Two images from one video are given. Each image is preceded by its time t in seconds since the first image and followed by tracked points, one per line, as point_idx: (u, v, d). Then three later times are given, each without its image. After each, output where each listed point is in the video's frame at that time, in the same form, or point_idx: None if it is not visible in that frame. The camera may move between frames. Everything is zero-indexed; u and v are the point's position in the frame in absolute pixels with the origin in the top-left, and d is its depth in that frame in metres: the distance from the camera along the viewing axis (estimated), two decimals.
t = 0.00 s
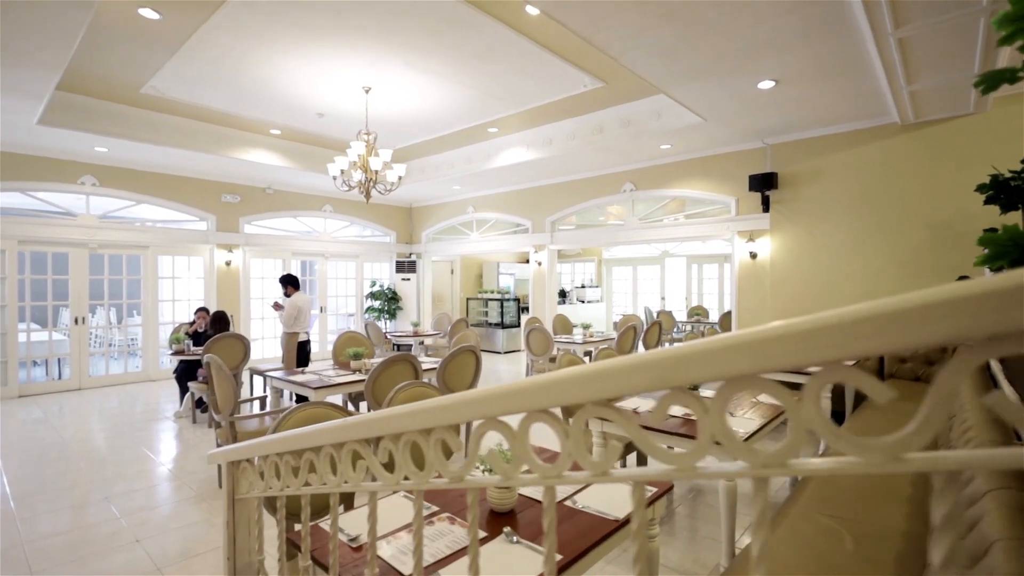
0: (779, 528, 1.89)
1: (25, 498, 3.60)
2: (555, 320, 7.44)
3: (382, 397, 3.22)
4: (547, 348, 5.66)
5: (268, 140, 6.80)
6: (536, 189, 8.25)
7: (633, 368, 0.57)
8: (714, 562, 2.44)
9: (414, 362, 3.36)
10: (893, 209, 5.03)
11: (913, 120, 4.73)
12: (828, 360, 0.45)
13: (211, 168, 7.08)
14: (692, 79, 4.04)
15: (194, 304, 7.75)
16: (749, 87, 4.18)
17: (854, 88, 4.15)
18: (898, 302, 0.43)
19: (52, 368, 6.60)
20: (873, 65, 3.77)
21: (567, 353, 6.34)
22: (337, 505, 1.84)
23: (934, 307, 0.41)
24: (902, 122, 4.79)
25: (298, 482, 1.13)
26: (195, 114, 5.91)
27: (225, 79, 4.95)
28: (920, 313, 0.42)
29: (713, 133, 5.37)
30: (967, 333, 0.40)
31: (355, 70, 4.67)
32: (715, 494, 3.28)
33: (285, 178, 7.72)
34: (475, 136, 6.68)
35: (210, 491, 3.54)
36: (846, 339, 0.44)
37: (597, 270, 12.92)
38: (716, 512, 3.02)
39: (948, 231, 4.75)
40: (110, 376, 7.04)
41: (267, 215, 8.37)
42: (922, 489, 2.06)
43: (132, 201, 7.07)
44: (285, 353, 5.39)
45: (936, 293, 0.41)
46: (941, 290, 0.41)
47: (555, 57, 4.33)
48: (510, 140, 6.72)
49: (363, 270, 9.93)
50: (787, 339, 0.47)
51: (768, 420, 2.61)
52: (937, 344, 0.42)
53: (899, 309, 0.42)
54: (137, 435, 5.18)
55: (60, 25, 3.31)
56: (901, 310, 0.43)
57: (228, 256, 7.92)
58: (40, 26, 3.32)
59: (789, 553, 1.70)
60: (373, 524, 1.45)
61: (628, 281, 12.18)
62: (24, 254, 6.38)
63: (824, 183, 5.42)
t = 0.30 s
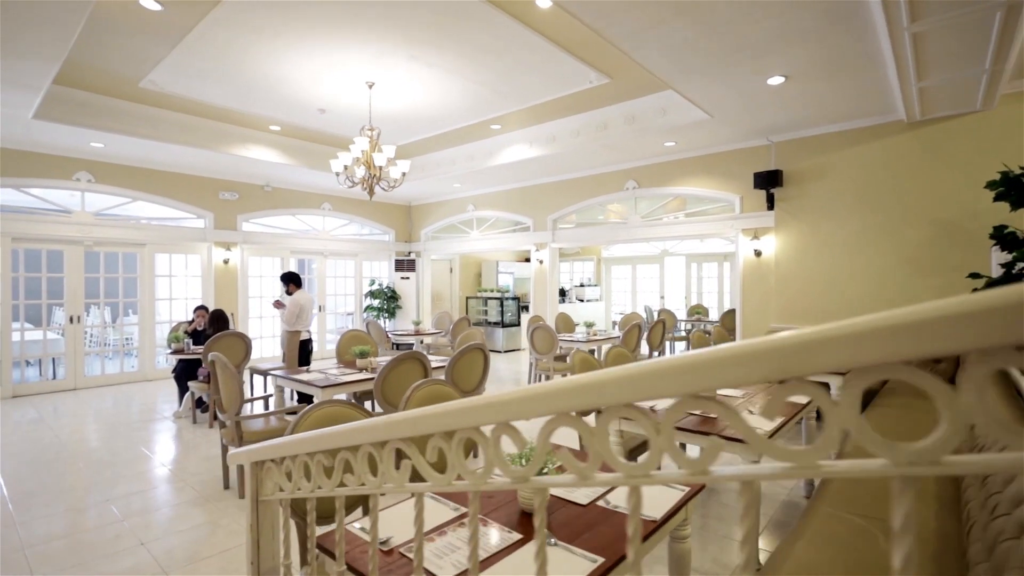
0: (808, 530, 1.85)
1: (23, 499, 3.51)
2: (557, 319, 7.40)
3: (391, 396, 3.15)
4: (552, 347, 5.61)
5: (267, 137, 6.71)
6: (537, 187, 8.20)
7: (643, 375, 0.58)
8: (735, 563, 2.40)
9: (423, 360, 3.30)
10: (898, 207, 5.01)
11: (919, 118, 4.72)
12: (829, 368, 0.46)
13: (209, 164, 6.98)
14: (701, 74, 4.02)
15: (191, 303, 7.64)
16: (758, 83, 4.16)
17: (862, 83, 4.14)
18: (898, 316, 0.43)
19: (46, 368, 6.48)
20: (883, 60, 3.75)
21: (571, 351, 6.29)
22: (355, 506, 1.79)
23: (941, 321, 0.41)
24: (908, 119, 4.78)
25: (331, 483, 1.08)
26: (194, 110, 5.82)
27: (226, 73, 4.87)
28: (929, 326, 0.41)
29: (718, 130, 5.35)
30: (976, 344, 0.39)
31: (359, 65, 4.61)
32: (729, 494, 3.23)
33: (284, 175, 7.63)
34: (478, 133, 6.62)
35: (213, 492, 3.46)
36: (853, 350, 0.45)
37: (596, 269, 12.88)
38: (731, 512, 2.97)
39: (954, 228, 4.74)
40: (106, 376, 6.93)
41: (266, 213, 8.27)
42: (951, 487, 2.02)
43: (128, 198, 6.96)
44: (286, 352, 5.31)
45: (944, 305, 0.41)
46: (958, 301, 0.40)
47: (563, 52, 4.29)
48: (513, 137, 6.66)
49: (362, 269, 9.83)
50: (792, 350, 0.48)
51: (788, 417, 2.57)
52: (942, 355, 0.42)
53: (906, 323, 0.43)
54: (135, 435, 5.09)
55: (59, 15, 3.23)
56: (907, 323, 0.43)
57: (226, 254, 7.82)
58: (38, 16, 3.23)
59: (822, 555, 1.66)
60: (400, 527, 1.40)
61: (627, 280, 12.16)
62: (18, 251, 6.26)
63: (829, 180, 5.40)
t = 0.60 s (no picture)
0: (841, 530, 1.82)
1: (23, 501, 3.43)
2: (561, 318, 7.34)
3: (402, 395, 3.09)
4: (558, 346, 5.56)
5: (268, 133, 6.63)
6: (539, 186, 8.14)
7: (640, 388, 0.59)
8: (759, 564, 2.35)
9: (433, 358, 3.23)
10: (907, 204, 4.99)
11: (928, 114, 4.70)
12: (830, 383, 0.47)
13: (209, 161, 6.88)
14: (713, 69, 3.98)
15: (191, 302, 7.55)
16: (770, 79, 4.13)
17: (873, 78, 4.11)
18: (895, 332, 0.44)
19: (43, 368, 6.38)
20: (897, 56, 3.73)
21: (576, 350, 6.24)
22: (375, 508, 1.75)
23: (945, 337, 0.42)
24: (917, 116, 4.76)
25: (368, 485, 1.02)
26: (194, 105, 5.74)
27: (228, 67, 4.79)
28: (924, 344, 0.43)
29: (725, 127, 5.31)
30: None
31: (364, 59, 4.54)
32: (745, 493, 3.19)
33: (284, 172, 7.54)
34: (482, 130, 6.56)
35: (218, 493, 3.39)
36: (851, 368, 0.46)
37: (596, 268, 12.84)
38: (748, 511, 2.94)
39: (964, 226, 4.72)
40: (103, 375, 6.82)
41: (265, 210, 8.17)
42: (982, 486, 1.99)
43: (126, 195, 6.85)
44: (289, 351, 5.23)
45: (930, 324, 0.42)
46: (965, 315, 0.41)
47: (572, 47, 4.24)
48: (517, 134, 6.61)
49: (362, 267, 9.75)
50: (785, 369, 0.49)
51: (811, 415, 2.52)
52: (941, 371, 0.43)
53: (900, 339, 0.44)
54: (135, 436, 5.01)
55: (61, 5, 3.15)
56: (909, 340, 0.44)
57: (225, 252, 7.73)
58: (39, 6, 3.15)
59: (860, 555, 1.62)
60: (432, 531, 1.35)
61: (628, 279, 12.12)
62: (13, 249, 6.15)
63: (837, 178, 5.37)
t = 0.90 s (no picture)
0: (876, 527, 1.77)
1: (26, 500, 3.36)
2: (567, 316, 7.28)
3: (414, 391, 3.02)
4: (567, 344, 5.50)
5: (270, 129, 6.56)
6: (544, 183, 8.08)
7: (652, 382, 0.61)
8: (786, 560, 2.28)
9: (446, 354, 3.17)
10: (918, 200, 4.95)
11: (941, 109, 4.66)
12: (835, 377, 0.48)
13: (211, 158, 6.81)
14: (725, 62, 3.93)
15: (193, 300, 7.46)
16: (784, 72, 4.08)
17: (887, 71, 4.06)
18: (902, 327, 0.45)
19: (43, 366, 6.29)
20: (913, 47, 3.69)
21: (583, 348, 6.18)
22: (397, 508, 1.71)
23: (957, 332, 0.42)
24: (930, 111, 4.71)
25: (410, 480, 0.97)
26: (197, 100, 5.67)
27: (232, 60, 4.72)
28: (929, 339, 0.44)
29: (735, 122, 5.27)
30: None
31: (371, 52, 4.48)
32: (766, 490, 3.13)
33: (286, 169, 7.47)
34: (487, 126, 6.51)
35: (226, 493, 3.32)
36: (855, 362, 0.47)
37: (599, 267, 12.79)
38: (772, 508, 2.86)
39: (977, 221, 4.68)
40: (104, 373, 6.74)
41: (267, 208, 8.09)
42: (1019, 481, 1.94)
43: (128, 192, 6.78)
44: (294, 349, 5.16)
45: (938, 320, 0.43)
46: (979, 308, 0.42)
47: (582, 40, 4.19)
48: (523, 130, 6.55)
49: (365, 266, 9.68)
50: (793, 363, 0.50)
51: (838, 410, 2.46)
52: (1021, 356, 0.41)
53: (969, 325, 0.42)
54: (137, 434, 4.93)
55: None
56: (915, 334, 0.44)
57: (227, 250, 7.66)
58: None
59: (901, 553, 1.57)
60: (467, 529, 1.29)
61: (631, 278, 12.07)
62: (13, 246, 6.07)
63: (847, 173, 5.32)
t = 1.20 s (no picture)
0: (917, 521, 1.71)
1: (31, 497, 3.29)
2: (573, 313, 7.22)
3: (430, 385, 2.97)
4: (576, 341, 5.45)
5: (275, 125, 6.49)
6: (549, 180, 8.03)
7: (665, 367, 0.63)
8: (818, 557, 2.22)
9: (461, 348, 3.11)
10: (931, 195, 4.91)
11: (955, 104, 4.63)
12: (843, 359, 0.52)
13: (214, 153, 6.74)
14: (740, 54, 3.89)
15: (195, 297, 7.38)
16: (800, 64, 4.04)
17: (903, 64, 4.03)
18: (899, 314, 0.48)
19: (44, 364, 6.20)
20: (931, 40, 3.65)
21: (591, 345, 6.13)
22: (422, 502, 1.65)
23: (959, 313, 0.45)
24: (944, 106, 4.67)
25: (464, 465, 0.91)
26: (201, 94, 5.59)
27: (239, 53, 4.65)
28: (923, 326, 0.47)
29: (746, 116, 5.22)
30: None
31: (379, 45, 4.42)
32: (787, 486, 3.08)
33: (289, 165, 7.40)
34: (494, 122, 6.46)
35: (236, 489, 3.26)
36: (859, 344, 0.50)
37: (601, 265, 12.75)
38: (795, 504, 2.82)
39: (990, 216, 4.63)
40: (106, 372, 6.65)
41: (270, 205, 8.02)
42: None
43: (130, 188, 6.70)
44: (300, 346, 5.09)
45: None
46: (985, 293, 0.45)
47: (595, 32, 4.14)
48: (530, 126, 6.50)
49: (368, 264, 9.61)
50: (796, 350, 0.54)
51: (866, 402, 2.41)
52: None
53: None
54: (141, 432, 4.85)
55: None
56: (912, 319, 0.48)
57: (230, 247, 7.58)
58: None
59: (949, 546, 1.52)
60: (509, 522, 1.23)
61: (634, 276, 12.03)
62: (13, 242, 5.98)
63: (858, 169, 5.28)
